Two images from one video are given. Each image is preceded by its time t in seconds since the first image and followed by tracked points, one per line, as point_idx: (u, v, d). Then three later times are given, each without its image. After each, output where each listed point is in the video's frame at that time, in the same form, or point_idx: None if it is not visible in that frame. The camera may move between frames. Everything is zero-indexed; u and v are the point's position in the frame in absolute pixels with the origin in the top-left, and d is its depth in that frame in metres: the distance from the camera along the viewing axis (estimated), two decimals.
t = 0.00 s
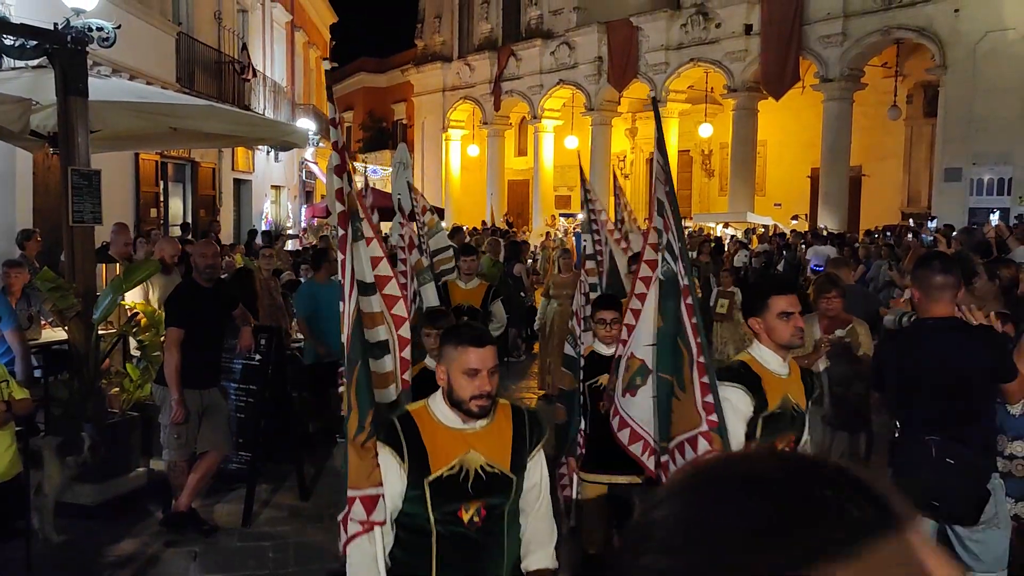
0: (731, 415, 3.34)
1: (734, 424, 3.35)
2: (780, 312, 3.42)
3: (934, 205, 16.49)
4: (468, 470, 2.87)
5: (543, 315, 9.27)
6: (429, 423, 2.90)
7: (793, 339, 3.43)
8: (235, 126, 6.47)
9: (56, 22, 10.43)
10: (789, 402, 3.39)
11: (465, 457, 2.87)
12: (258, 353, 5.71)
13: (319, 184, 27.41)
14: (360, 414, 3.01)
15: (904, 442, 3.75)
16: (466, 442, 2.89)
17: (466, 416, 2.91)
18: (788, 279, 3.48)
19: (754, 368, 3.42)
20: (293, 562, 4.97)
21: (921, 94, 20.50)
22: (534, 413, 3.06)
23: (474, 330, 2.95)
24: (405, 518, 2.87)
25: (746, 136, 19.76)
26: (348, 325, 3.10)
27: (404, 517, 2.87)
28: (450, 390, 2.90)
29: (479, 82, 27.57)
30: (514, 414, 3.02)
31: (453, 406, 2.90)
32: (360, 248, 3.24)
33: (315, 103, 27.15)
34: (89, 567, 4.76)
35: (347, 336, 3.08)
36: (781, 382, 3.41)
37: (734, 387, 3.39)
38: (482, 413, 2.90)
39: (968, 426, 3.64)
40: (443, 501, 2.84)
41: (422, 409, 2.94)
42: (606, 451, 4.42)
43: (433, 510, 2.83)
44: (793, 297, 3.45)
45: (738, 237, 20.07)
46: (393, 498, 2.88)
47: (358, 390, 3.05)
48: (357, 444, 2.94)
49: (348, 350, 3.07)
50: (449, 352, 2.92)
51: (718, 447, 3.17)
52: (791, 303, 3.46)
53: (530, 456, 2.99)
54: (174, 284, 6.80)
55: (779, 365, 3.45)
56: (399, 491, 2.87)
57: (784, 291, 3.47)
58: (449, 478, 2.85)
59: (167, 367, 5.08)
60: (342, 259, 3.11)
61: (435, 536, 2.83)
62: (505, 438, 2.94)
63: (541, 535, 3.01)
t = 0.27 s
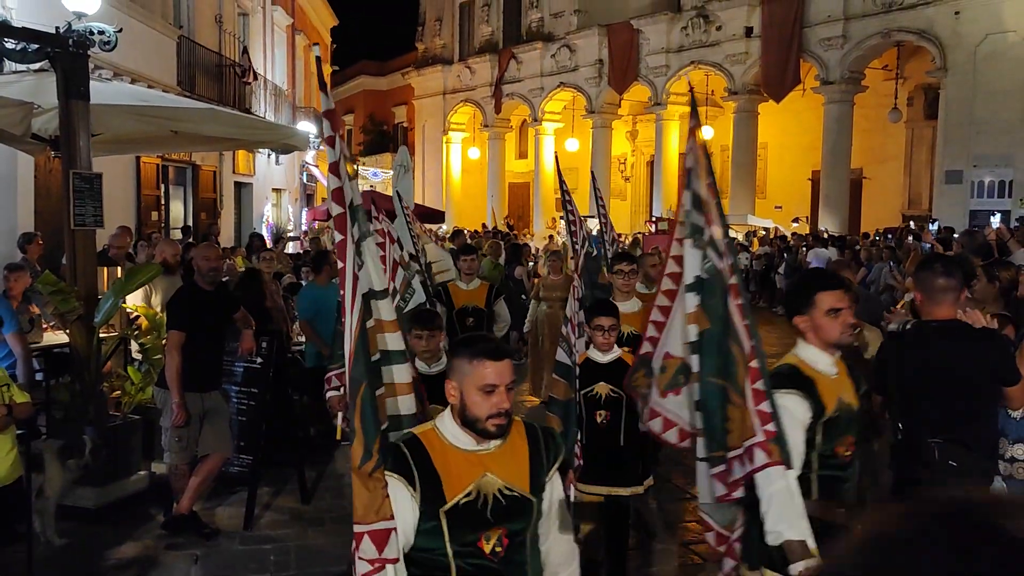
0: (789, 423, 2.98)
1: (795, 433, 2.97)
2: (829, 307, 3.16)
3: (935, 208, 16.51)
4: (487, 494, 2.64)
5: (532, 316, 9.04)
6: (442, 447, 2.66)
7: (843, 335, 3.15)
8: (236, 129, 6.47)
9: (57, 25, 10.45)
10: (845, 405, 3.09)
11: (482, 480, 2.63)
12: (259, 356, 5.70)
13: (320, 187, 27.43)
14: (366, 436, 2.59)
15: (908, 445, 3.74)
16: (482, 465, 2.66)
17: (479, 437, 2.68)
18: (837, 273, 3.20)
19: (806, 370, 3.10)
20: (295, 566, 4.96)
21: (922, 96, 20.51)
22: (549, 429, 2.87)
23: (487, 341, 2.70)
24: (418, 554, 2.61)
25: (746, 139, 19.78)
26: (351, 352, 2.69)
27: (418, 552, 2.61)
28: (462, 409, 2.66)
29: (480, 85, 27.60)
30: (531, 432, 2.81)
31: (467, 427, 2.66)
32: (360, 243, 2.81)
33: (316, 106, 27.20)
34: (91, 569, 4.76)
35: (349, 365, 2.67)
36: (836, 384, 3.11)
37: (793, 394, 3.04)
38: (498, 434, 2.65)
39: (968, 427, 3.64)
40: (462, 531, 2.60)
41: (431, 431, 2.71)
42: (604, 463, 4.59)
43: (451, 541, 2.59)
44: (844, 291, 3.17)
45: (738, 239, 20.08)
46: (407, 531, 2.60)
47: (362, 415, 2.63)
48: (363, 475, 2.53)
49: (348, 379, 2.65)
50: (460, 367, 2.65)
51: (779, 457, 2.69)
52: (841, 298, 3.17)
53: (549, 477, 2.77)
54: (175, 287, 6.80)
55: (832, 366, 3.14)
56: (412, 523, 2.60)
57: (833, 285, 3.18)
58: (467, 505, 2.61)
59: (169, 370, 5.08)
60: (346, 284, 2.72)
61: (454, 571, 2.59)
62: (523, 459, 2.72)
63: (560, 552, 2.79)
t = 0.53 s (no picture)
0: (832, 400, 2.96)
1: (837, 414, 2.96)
2: (871, 282, 3.11)
3: (935, 210, 16.52)
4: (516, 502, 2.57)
5: (524, 318, 8.89)
6: (463, 461, 2.54)
7: (887, 310, 3.12)
8: (236, 132, 6.48)
9: (57, 28, 10.46)
10: (883, 382, 3.10)
11: (506, 494, 2.55)
12: (259, 359, 5.70)
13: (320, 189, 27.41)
14: (388, 455, 2.38)
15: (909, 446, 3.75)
16: (505, 477, 2.57)
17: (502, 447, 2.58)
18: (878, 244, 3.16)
19: (847, 348, 3.08)
20: (295, 568, 4.96)
21: (922, 98, 20.53)
22: (562, 436, 2.80)
23: (513, 346, 2.56)
24: None
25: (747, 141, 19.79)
26: (369, 370, 2.41)
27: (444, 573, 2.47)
28: (486, 420, 2.51)
29: (480, 87, 27.60)
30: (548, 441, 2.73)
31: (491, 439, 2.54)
32: (370, 227, 2.72)
33: (316, 108, 27.20)
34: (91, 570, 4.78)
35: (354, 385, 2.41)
36: (874, 361, 3.12)
37: (833, 368, 3.00)
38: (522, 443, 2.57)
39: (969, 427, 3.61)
40: (491, 547, 2.50)
41: (448, 442, 2.58)
42: (605, 473, 4.62)
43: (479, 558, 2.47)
44: (885, 264, 3.13)
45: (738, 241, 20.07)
46: (432, 552, 2.45)
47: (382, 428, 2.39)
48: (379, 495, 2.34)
49: (370, 401, 2.40)
50: (485, 375, 2.51)
51: (820, 439, 2.76)
52: (881, 270, 3.12)
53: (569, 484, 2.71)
54: (175, 289, 6.80)
55: (869, 341, 3.16)
56: (438, 544, 2.46)
57: (875, 258, 3.14)
58: (493, 521, 2.51)
59: (169, 373, 5.09)
60: (363, 288, 2.47)
61: None
62: (544, 469, 2.65)
63: (575, 549, 2.82)
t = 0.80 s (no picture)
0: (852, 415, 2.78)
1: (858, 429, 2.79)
2: (903, 283, 2.96)
3: (933, 211, 16.53)
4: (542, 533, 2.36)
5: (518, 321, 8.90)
6: (511, 489, 2.35)
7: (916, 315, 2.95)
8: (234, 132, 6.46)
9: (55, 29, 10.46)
10: (913, 392, 2.90)
11: (553, 527, 2.37)
12: (257, 360, 5.71)
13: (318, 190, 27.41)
14: (430, 482, 2.20)
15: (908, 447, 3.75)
16: (555, 508, 2.39)
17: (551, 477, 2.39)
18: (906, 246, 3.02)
19: (872, 353, 2.90)
20: (293, 569, 4.96)
21: (919, 99, 20.57)
22: (613, 463, 2.60)
23: (568, 366, 2.40)
24: None
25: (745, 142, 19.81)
26: (404, 391, 2.23)
27: None
28: (538, 445, 2.34)
29: (478, 88, 27.60)
30: (602, 469, 2.53)
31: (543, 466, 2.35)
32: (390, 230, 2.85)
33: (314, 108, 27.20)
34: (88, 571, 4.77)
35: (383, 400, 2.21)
36: (905, 369, 2.92)
37: (854, 378, 2.81)
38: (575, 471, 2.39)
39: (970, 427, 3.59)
40: None
41: (494, 467, 2.39)
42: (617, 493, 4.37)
43: None
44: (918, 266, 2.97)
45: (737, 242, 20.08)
46: None
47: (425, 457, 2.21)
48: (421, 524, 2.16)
49: (407, 420, 2.21)
50: (539, 396, 2.34)
51: (841, 448, 2.61)
52: (915, 272, 2.97)
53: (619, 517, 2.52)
54: (173, 290, 6.80)
55: (902, 350, 2.96)
56: None
57: (907, 260, 2.99)
58: (539, 555, 2.35)
59: (167, 374, 5.09)
60: (395, 302, 2.26)
61: None
62: (594, 499, 2.46)
63: None
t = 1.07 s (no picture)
0: (893, 428, 2.79)
1: (898, 440, 2.79)
2: (951, 289, 2.90)
3: (929, 212, 16.55)
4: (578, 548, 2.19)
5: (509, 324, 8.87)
6: (609, 499, 2.12)
7: (968, 322, 2.88)
8: (231, 132, 6.46)
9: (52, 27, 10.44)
10: (967, 402, 2.84)
11: (657, 545, 2.13)
12: (253, 359, 5.71)
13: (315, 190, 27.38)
14: (509, 484, 2.10)
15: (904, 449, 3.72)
16: (659, 527, 2.15)
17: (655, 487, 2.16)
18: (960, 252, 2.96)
19: (915, 363, 2.86)
20: (289, 569, 4.95)
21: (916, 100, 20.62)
22: (717, 483, 2.36)
23: (676, 364, 2.20)
24: None
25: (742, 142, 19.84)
26: (476, 384, 2.15)
27: None
28: (641, 450, 2.12)
29: (475, 88, 27.60)
30: (708, 487, 2.30)
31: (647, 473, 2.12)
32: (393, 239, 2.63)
33: (311, 108, 27.18)
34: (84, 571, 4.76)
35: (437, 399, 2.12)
36: (957, 381, 2.86)
37: (892, 388, 2.82)
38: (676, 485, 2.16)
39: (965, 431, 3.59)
40: None
41: (591, 475, 2.18)
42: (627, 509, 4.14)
43: None
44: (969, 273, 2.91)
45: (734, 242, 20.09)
46: None
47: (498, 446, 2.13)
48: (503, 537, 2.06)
49: (479, 417, 2.12)
50: (641, 396, 2.14)
51: (878, 461, 2.61)
52: (966, 279, 2.91)
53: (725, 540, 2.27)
54: (168, 289, 6.78)
55: (955, 359, 2.89)
56: None
57: (958, 265, 2.92)
58: None
59: (164, 373, 5.08)
60: (462, 293, 2.22)
61: None
62: (698, 515, 2.23)
63: None
